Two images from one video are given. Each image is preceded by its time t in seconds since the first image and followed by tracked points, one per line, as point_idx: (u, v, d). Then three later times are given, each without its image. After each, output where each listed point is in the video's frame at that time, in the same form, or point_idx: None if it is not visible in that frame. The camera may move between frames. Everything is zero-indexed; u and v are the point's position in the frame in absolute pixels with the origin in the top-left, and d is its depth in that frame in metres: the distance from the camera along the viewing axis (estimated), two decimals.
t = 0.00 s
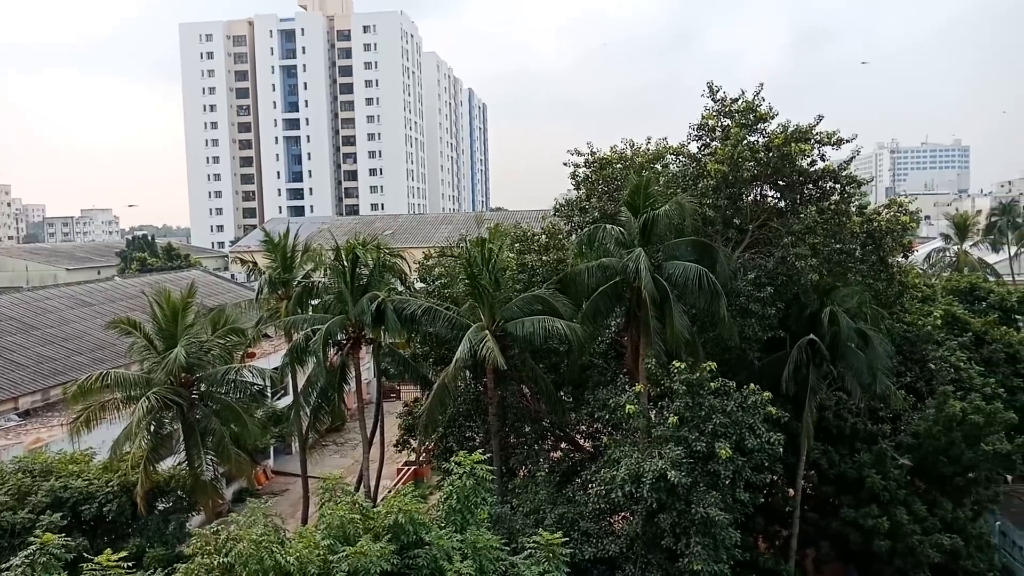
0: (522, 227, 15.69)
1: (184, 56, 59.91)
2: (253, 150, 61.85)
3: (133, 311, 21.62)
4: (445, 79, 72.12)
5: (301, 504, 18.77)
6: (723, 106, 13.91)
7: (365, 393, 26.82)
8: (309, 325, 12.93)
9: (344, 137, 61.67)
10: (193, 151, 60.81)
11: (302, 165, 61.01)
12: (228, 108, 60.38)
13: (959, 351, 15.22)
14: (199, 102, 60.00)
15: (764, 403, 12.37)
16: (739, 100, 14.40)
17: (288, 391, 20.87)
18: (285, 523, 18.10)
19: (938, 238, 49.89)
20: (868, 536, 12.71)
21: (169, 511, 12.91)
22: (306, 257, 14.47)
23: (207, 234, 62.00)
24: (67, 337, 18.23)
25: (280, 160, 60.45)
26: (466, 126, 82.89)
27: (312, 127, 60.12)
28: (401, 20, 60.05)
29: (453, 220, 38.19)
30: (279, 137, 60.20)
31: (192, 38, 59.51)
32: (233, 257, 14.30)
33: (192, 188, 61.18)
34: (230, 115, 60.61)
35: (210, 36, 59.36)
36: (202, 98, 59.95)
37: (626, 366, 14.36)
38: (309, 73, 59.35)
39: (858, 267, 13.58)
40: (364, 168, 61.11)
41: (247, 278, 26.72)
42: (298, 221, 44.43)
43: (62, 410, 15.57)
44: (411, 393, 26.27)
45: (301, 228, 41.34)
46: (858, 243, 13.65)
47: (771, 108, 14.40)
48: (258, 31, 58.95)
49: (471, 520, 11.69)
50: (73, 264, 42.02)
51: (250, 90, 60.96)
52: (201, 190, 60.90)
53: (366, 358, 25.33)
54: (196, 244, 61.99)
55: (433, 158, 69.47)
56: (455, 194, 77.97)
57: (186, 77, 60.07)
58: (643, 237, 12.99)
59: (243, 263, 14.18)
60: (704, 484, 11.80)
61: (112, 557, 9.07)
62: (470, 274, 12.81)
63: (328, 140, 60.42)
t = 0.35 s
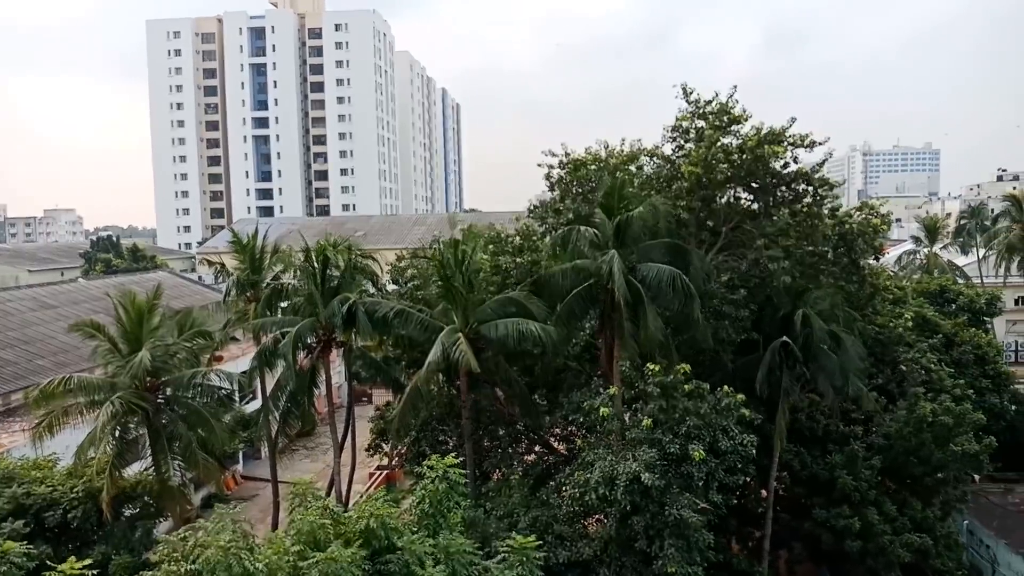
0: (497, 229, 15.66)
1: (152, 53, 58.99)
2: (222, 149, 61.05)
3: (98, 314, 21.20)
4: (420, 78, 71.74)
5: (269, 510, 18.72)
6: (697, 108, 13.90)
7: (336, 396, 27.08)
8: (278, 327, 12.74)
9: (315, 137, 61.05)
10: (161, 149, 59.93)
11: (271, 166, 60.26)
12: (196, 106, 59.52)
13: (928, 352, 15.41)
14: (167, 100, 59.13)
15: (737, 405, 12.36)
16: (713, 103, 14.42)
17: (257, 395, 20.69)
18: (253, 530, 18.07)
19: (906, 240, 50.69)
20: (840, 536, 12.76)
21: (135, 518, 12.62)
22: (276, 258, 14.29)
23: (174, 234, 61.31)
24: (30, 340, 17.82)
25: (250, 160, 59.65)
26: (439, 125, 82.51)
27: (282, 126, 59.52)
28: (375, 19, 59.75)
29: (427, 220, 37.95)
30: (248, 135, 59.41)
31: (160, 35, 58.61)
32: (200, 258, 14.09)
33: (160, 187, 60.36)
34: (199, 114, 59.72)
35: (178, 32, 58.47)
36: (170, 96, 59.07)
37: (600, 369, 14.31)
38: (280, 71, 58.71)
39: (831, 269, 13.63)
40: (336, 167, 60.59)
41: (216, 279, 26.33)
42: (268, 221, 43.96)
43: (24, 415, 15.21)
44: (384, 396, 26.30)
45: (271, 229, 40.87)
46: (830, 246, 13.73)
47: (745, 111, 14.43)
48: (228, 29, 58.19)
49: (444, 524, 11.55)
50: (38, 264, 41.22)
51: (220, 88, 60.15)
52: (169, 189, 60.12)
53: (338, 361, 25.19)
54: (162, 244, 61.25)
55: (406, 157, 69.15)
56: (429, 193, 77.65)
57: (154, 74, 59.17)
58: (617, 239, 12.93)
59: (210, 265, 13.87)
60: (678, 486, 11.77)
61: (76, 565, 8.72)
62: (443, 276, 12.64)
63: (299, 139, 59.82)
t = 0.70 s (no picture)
0: (478, 229, 15.89)
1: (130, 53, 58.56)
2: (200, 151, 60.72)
3: (76, 316, 21.07)
4: (399, 79, 71.67)
5: (250, 512, 18.81)
6: (673, 110, 14.14)
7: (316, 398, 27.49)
8: (259, 328, 12.81)
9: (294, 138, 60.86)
10: (139, 150, 59.47)
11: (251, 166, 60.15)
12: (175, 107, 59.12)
13: (900, 349, 15.74)
14: (145, 101, 58.71)
15: (714, 402, 12.53)
16: (690, 104, 14.68)
17: (236, 397, 20.72)
18: (233, 532, 18.14)
19: (881, 240, 51.44)
20: (816, 532, 12.97)
21: (114, 521, 12.61)
22: (256, 260, 14.43)
23: (152, 236, 60.52)
24: (8, 342, 17.70)
25: (229, 160, 59.42)
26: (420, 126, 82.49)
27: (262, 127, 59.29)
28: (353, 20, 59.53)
29: (408, 221, 38.00)
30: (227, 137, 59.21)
31: (138, 35, 58.18)
32: (181, 259, 14.44)
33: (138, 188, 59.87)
34: (178, 115, 59.38)
35: (156, 33, 58.07)
36: (148, 97, 58.67)
37: (580, 367, 14.47)
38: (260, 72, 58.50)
39: (805, 268, 13.88)
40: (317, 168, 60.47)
41: (195, 280, 26.27)
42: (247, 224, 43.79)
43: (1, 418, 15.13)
44: (365, 397, 26.41)
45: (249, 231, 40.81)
46: (805, 245, 13.96)
47: (721, 112, 14.71)
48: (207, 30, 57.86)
49: (425, 525, 11.63)
50: (14, 267, 40.87)
51: (199, 89, 59.81)
52: (147, 190, 59.61)
53: (319, 362, 25.28)
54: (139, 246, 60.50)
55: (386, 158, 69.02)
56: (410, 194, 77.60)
57: (132, 75, 58.73)
58: (596, 239, 13.08)
59: (190, 265, 14.25)
60: (656, 484, 11.93)
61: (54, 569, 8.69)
62: (423, 276, 12.69)
63: (278, 140, 59.59)
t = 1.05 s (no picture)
0: (453, 230, 15.90)
1: (99, 51, 57.75)
2: (172, 150, 60.03)
3: (45, 319, 20.74)
4: (374, 80, 71.38)
5: (223, 515, 18.68)
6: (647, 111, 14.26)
7: (290, 400, 27.52)
8: (232, 330, 12.70)
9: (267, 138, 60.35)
10: (108, 149, 58.67)
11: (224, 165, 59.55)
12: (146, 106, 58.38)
13: (871, 348, 15.99)
14: (115, 100, 57.95)
15: (688, 401, 12.61)
16: (664, 106, 14.81)
17: (209, 400, 20.57)
18: (206, 537, 18.02)
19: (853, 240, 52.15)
20: (788, 529, 13.12)
21: (84, 526, 12.43)
22: (229, 261, 14.32)
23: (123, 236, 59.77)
24: None
25: (201, 160, 58.79)
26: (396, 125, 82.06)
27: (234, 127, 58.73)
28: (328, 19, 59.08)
29: (384, 222, 37.85)
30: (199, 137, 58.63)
31: (108, 33, 57.41)
32: (153, 260, 14.32)
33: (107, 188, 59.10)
34: (149, 114, 58.65)
35: (127, 31, 57.32)
36: (118, 96, 57.91)
37: (555, 368, 14.50)
38: (232, 72, 58.00)
39: (778, 269, 14.05)
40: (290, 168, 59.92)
41: (166, 282, 25.99)
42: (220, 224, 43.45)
43: None
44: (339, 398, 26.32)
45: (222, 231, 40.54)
46: (776, 245, 14.14)
47: (695, 114, 14.86)
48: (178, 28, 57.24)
49: (400, 526, 11.58)
50: None
51: (170, 88, 59.15)
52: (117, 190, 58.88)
53: (293, 365, 25.16)
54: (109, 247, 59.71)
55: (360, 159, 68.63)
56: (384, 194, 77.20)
57: (102, 73, 57.93)
58: (571, 240, 13.11)
59: (161, 267, 14.13)
60: (631, 483, 11.98)
61: None
62: (398, 277, 12.63)
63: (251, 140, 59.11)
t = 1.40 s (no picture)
0: (427, 230, 15.90)
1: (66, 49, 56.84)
2: (141, 150, 59.25)
3: (10, 321, 20.34)
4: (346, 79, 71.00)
5: (195, 519, 18.54)
6: (620, 112, 14.38)
7: (263, 401, 27.34)
8: (203, 331, 12.55)
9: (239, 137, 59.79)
10: (76, 149, 57.80)
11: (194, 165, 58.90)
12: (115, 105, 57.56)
13: (841, 346, 16.23)
14: (83, 99, 57.07)
15: (662, 400, 12.67)
16: (636, 107, 14.93)
17: (179, 402, 20.37)
18: (177, 541, 17.88)
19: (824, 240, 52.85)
20: (761, 526, 13.25)
21: (52, 532, 12.23)
22: (200, 261, 14.20)
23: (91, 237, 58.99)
24: None
25: (171, 160, 58.11)
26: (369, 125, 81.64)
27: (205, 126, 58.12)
28: (300, 18, 58.60)
29: (357, 222, 37.64)
30: (169, 136, 57.91)
31: (76, 31, 56.52)
32: (121, 260, 14.14)
33: (75, 188, 58.24)
34: (118, 113, 57.83)
35: (95, 29, 56.48)
36: (86, 95, 57.06)
37: (530, 367, 14.53)
38: (203, 70, 57.40)
39: (749, 268, 14.21)
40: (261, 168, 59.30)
41: (135, 283, 25.64)
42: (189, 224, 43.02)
43: None
44: (312, 400, 26.19)
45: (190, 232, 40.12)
46: (748, 245, 14.29)
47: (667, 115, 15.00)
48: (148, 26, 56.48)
49: (374, 528, 11.50)
50: None
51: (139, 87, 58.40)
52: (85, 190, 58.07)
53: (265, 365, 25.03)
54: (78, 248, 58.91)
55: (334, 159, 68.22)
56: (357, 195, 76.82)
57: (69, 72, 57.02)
58: (545, 240, 13.12)
59: (130, 268, 13.96)
60: (606, 482, 12.01)
61: None
62: (372, 277, 12.55)
63: (222, 140, 58.55)
